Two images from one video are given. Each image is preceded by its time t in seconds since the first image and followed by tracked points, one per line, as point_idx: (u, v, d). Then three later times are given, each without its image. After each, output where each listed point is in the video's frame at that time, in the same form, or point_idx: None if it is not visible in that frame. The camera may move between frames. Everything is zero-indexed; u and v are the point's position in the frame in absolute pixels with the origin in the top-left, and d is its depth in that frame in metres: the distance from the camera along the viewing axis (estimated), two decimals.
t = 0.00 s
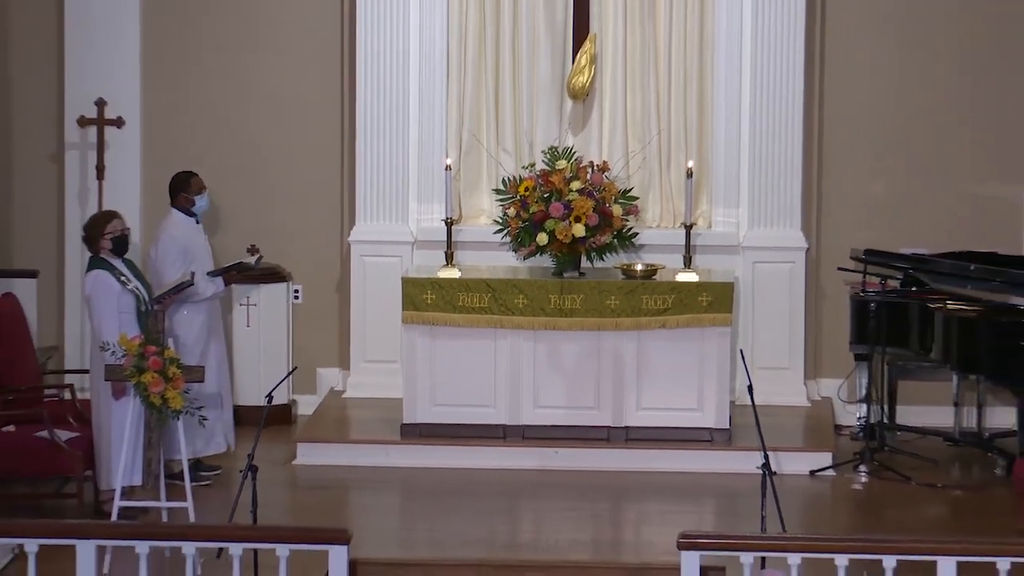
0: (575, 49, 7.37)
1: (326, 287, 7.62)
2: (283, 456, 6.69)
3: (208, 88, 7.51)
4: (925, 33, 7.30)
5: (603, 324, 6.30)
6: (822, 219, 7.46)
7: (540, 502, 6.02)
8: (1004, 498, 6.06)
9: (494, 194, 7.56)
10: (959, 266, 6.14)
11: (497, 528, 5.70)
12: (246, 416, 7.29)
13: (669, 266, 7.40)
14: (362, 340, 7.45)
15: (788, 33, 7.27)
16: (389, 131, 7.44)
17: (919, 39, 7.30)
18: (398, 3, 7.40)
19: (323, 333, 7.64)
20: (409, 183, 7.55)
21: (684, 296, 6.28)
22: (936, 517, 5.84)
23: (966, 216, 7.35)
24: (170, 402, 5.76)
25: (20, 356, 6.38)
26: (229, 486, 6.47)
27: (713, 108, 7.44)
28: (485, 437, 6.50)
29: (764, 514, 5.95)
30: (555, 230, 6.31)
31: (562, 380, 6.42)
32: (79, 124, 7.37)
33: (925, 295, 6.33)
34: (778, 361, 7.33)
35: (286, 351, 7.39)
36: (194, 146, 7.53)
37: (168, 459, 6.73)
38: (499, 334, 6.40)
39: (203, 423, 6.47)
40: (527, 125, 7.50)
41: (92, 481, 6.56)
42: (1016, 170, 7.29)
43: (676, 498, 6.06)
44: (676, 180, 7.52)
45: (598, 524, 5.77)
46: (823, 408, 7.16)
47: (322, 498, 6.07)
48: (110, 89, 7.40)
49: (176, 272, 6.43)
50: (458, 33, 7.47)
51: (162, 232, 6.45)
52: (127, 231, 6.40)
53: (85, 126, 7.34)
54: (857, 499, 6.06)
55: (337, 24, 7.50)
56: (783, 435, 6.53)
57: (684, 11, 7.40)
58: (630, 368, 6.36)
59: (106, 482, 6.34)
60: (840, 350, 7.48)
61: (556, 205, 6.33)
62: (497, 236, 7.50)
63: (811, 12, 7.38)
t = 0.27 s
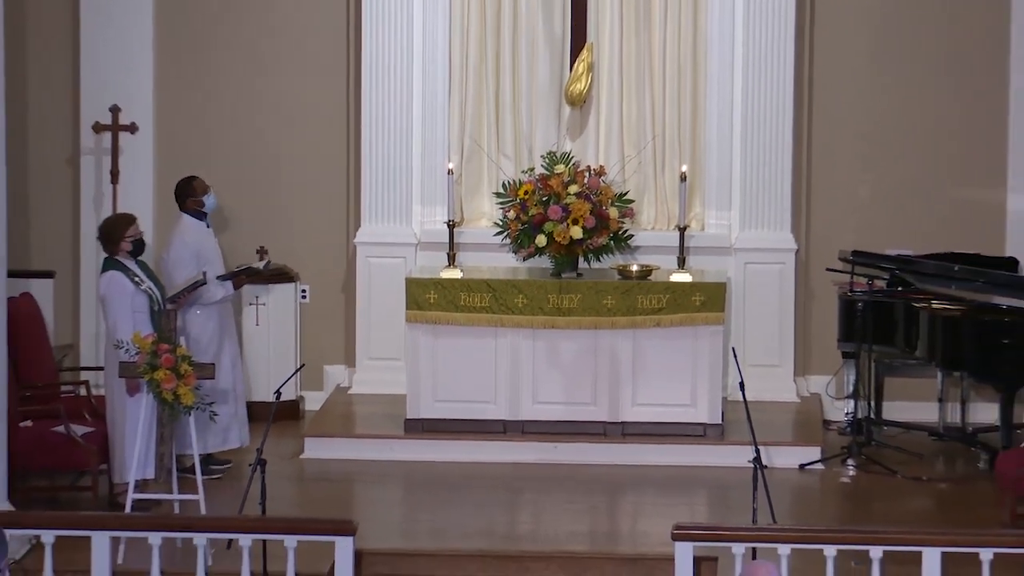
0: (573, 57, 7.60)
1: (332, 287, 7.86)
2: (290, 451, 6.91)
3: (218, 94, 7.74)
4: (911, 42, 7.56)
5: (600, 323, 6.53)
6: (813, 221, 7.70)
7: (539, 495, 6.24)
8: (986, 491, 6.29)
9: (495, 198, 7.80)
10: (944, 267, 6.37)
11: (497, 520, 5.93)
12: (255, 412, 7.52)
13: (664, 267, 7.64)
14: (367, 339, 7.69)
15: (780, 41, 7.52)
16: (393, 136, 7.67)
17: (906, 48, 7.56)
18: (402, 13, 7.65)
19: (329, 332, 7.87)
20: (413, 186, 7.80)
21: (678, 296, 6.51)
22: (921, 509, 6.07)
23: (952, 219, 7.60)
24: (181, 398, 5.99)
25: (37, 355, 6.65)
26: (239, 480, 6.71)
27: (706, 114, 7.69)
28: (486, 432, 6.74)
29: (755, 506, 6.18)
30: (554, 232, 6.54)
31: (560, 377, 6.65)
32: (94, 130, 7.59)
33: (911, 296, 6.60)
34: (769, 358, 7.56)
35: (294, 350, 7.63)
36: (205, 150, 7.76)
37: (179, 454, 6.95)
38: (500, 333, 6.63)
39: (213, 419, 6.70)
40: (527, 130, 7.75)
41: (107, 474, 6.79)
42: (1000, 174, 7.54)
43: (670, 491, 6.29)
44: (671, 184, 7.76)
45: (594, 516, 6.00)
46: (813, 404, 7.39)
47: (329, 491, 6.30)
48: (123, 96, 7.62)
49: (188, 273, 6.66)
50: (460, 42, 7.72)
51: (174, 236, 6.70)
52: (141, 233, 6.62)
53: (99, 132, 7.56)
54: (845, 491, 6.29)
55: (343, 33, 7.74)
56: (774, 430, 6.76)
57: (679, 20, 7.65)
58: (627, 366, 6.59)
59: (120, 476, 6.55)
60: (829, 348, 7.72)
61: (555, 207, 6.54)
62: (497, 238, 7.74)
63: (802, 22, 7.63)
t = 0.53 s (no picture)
0: (571, 66, 7.87)
1: (338, 286, 8.11)
2: (298, 445, 7.15)
3: (228, 100, 7.99)
4: (899, 50, 7.81)
5: (596, 322, 6.77)
6: (804, 222, 7.95)
7: (538, 487, 6.49)
8: (969, 484, 6.53)
9: (495, 201, 8.08)
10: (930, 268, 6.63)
11: (498, 510, 6.17)
12: (264, 407, 7.77)
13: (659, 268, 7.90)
14: (373, 337, 7.95)
15: (770, 49, 7.78)
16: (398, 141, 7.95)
17: (893, 55, 7.82)
18: (406, 22, 7.91)
19: (335, 330, 8.12)
20: (417, 189, 8.06)
21: (673, 296, 6.74)
22: (906, 501, 6.30)
23: (939, 221, 7.85)
24: (193, 394, 6.22)
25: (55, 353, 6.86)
26: (248, 474, 6.96)
27: (699, 120, 7.96)
28: (486, 427, 6.97)
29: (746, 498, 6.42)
30: (552, 234, 6.76)
31: (558, 373, 6.89)
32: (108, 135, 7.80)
33: (897, 296, 6.86)
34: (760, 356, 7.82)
35: (301, 348, 7.86)
36: (214, 154, 8.00)
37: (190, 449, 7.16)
38: (500, 331, 6.86)
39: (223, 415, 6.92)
40: (526, 136, 8.02)
41: (121, 468, 7.00)
42: (984, 177, 7.80)
43: (664, 483, 6.53)
44: (665, 187, 8.03)
45: (592, 507, 6.24)
46: (803, 400, 7.64)
47: (336, 483, 6.54)
48: (137, 102, 7.86)
49: (200, 274, 6.90)
50: (462, 49, 7.99)
51: (185, 241, 6.95)
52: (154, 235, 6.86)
53: (114, 138, 7.77)
54: (833, 483, 6.53)
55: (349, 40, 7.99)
56: (765, 425, 7.00)
57: (673, 29, 7.91)
58: (622, 363, 6.84)
59: (135, 469, 6.76)
60: (817, 346, 7.99)
61: (553, 210, 6.76)
62: (497, 240, 8.01)
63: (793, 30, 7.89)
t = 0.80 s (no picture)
0: (568, 72, 8.08)
1: (343, 286, 8.32)
2: (303, 441, 7.36)
3: (236, 105, 8.20)
4: (888, 56, 8.03)
5: (594, 321, 6.97)
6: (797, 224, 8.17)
7: (537, 481, 6.70)
8: (954, 478, 6.74)
9: (496, 204, 8.31)
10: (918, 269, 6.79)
11: (498, 504, 6.38)
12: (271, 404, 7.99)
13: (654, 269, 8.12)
14: (376, 336, 8.16)
15: (763, 55, 8.01)
16: (401, 145, 8.17)
17: (883, 61, 8.04)
18: (409, 30, 8.14)
19: (339, 329, 8.34)
20: (419, 192, 8.29)
21: (668, 296, 6.94)
22: (894, 494, 6.51)
23: (927, 223, 8.07)
24: (202, 391, 6.41)
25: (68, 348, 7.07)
26: (256, 468, 7.17)
27: (693, 125, 8.19)
28: (486, 423, 7.19)
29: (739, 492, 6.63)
30: (551, 235, 6.96)
31: (556, 371, 7.10)
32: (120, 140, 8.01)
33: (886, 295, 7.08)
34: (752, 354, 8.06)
35: (307, 347, 8.07)
36: (222, 158, 8.22)
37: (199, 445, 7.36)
38: (500, 330, 7.07)
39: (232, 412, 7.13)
40: (525, 141, 8.25)
41: (133, 462, 7.21)
42: (971, 180, 8.01)
43: (660, 478, 6.74)
44: (660, 190, 8.26)
45: (589, 500, 6.45)
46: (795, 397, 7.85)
47: (341, 477, 6.75)
48: (147, 107, 8.07)
49: (208, 274, 7.10)
50: (463, 56, 8.22)
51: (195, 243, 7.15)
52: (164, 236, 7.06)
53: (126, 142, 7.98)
54: (823, 478, 6.74)
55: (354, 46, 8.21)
56: (757, 421, 7.21)
57: (668, 36, 8.14)
58: (619, 361, 7.05)
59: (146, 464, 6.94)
60: (808, 344, 8.22)
61: (552, 213, 6.98)
62: (497, 242, 8.24)
63: (785, 37, 8.11)
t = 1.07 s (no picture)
0: (567, 79, 8.34)
1: (348, 287, 8.57)
2: (310, 436, 7.62)
3: (245, 111, 8.45)
4: (878, 63, 8.27)
5: (591, 319, 7.21)
6: (789, 226, 8.41)
7: (536, 474, 6.94)
8: (939, 472, 6.98)
9: (496, 207, 8.56)
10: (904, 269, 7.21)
11: (499, 496, 6.63)
12: (279, 400, 8.24)
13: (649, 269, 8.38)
14: (381, 334, 8.42)
15: (756, 63, 8.26)
16: (405, 150, 8.42)
17: (873, 68, 8.27)
18: (413, 38, 8.39)
19: (344, 328, 8.59)
20: (423, 195, 8.54)
21: (663, 296, 7.18)
22: (880, 487, 6.75)
23: (915, 225, 8.31)
24: (212, 387, 6.65)
25: (83, 347, 7.32)
26: (264, 462, 7.43)
27: (688, 131, 8.46)
28: (487, 418, 7.43)
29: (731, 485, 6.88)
30: (549, 237, 7.21)
31: (555, 368, 7.35)
32: (133, 145, 8.27)
33: (874, 295, 7.32)
34: (744, 351, 8.32)
35: (314, 345, 8.32)
36: (231, 161, 8.46)
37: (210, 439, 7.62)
38: (501, 328, 7.31)
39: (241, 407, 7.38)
40: (525, 146, 8.51)
41: (145, 456, 7.46)
42: (958, 184, 8.25)
43: (654, 471, 6.99)
44: (655, 193, 8.53)
45: (587, 493, 6.69)
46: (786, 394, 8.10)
47: (348, 471, 7.00)
48: (160, 113, 8.32)
49: (219, 274, 7.35)
50: (465, 63, 8.48)
51: (207, 244, 7.41)
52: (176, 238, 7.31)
53: (139, 147, 8.24)
54: (812, 471, 6.98)
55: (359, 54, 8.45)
56: (749, 417, 7.46)
57: (663, 45, 8.41)
58: (616, 358, 7.29)
59: (157, 458, 7.20)
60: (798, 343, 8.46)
61: (550, 215, 7.22)
62: (498, 243, 8.49)
63: (777, 44, 8.35)
